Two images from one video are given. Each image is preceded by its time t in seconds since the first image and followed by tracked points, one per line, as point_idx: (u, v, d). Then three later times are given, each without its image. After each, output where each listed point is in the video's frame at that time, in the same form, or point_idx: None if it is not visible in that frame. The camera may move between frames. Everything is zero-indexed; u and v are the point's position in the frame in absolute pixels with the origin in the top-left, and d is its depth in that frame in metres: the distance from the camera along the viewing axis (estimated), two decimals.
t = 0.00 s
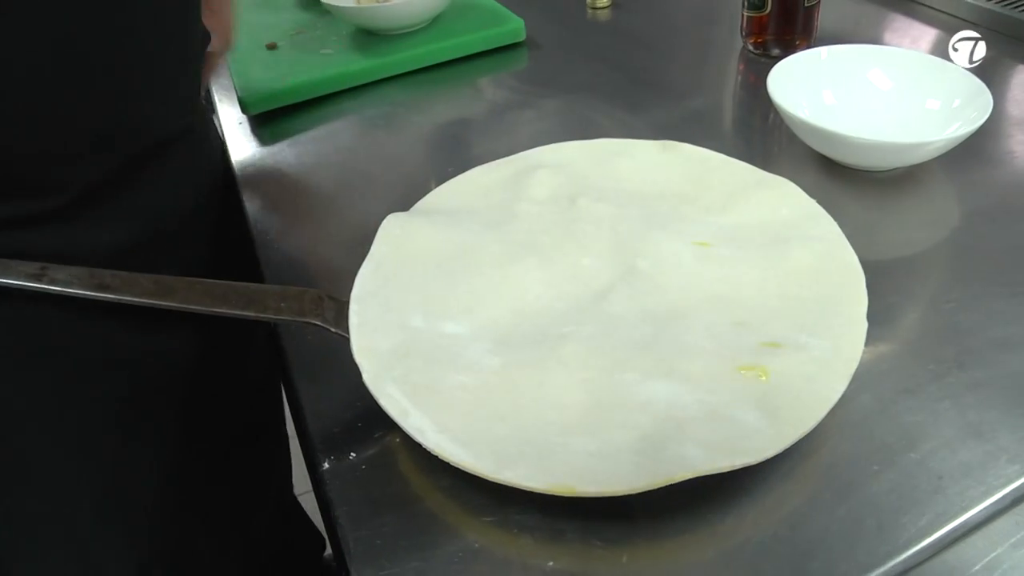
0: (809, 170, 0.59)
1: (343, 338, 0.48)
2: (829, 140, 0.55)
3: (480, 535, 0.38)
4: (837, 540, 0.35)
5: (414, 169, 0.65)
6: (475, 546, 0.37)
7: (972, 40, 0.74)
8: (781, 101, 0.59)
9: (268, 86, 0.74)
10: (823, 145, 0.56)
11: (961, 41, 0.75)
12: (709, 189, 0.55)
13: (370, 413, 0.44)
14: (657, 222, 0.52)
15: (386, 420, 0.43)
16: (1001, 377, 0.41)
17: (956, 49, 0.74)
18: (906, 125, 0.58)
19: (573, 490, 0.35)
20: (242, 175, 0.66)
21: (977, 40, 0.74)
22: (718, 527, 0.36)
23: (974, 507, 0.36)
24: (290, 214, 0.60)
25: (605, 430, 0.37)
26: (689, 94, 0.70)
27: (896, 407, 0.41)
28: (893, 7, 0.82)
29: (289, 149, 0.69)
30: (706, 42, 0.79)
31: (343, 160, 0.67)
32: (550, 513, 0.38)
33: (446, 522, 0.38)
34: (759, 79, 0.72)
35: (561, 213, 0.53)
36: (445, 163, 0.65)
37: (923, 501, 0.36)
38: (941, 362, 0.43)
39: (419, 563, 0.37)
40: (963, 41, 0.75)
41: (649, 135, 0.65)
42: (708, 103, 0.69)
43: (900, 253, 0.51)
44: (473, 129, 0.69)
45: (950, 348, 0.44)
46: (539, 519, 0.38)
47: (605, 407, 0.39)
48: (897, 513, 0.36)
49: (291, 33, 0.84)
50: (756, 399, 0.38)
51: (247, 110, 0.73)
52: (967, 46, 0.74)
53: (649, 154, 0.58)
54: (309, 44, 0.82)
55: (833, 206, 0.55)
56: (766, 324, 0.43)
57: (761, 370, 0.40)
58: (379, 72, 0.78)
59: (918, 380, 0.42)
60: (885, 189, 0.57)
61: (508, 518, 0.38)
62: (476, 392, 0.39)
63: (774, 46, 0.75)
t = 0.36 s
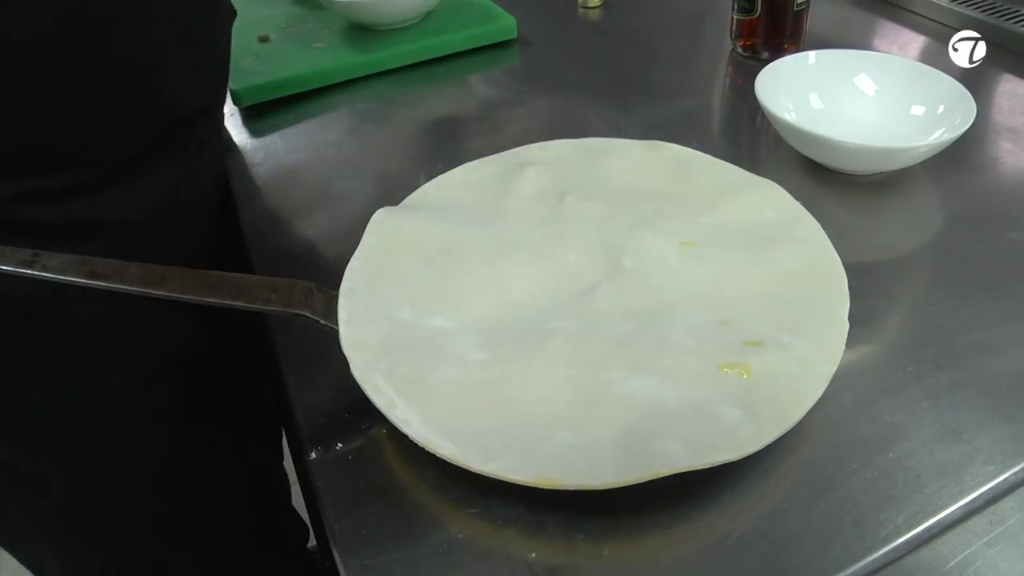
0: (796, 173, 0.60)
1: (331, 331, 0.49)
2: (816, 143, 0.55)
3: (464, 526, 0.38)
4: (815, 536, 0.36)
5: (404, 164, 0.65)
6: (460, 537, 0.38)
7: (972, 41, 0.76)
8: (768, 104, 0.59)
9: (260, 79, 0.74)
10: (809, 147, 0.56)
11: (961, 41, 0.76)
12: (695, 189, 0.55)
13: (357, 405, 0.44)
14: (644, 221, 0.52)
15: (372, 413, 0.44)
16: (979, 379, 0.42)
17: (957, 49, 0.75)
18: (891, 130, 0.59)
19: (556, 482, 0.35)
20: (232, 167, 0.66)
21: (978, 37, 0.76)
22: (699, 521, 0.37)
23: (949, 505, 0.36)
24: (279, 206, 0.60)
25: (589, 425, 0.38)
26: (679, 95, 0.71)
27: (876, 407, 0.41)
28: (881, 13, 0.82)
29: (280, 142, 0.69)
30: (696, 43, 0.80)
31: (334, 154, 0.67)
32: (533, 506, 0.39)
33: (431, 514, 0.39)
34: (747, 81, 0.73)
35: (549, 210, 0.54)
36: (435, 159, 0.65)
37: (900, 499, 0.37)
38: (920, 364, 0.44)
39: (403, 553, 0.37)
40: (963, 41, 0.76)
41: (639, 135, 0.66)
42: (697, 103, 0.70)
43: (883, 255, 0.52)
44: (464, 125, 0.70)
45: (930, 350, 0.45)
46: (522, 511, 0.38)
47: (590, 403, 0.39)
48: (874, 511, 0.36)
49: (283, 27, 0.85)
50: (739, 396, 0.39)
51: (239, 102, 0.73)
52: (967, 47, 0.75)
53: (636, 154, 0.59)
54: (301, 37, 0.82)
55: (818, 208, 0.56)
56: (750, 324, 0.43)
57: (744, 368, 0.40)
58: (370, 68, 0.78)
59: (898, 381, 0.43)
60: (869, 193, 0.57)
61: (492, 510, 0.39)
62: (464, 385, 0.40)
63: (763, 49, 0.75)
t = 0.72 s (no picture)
0: (789, 160, 0.60)
1: (327, 316, 0.49)
2: (809, 129, 0.56)
3: (459, 506, 0.39)
4: (807, 515, 0.36)
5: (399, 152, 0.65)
6: (456, 517, 0.38)
7: (972, 40, 0.75)
8: (762, 91, 0.60)
9: (254, 66, 0.74)
10: (802, 134, 0.57)
11: (961, 41, 0.75)
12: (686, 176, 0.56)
13: (353, 388, 0.45)
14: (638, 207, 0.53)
15: (370, 395, 0.44)
16: (968, 362, 0.43)
17: (957, 49, 0.74)
18: (883, 117, 0.59)
19: (551, 461, 0.36)
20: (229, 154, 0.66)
21: (976, 40, 0.75)
22: (692, 500, 0.38)
23: (940, 483, 0.37)
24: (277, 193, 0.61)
25: (586, 406, 0.38)
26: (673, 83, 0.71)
27: (867, 388, 0.42)
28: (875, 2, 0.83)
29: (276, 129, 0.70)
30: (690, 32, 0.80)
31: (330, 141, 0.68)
32: (527, 486, 0.39)
33: (428, 494, 0.39)
34: (741, 70, 0.73)
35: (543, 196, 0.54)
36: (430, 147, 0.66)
37: (891, 478, 0.37)
38: (911, 347, 0.44)
39: (400, 532, 0.38)
40: (964, 41, 0.75)
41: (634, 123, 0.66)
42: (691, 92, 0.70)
43: (875, 241, 0.52)
44: (459, 113, 0.70)
45: (920, 334, 0.45)
46: (517, 491, 0.39)
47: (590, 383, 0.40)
48: (866, 490, 0.37)
49: (278, 14, 0.85)
50: (736, 378, 0.39)
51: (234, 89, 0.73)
52: (967, 47, 0.74)
53: (628, 140, 0.60)
54: (295, 25, 0.82)
55: (813, 196, 0.56)
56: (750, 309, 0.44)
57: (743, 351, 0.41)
58: (365, 56, 0.78)
59: (889, 363, 0.43)
60: (861, 180, 0.58)
61: (487, 490, 0.39)
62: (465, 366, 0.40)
63: (755, 37, 0.76)
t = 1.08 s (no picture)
0: (786, 150, 0.61)
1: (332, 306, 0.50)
2: (806, 120, 0.56)
3: (462, 486, 0.39)
4: (802, 496, 0.37)
5: (401, 142, 0.66)
6: (458, 497, 0.39)
7: (972, 41, 0.74)
8: (760, 82, 0.60)
9: (257, 57, 0.75)
10: (799, 124, 0.58)
11: (961, 41, 0.75)
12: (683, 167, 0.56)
13: (357, 373, 0.46)
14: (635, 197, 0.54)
15: (375, 380, 0.45)
16: (961, 346, 0.44)
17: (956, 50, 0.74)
18: (879, 107, 0.60)
19: (555, 442, 0.37)
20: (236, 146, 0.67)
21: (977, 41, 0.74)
22: (691, 481, 0.38)
23: (932, 465, 0.38)
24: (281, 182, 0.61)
25: (589, 391, 0.39)
26: (671, 75, 0.72)
27: (861, 371, 0.43)
28: None
29: (280, 120, 0.71)
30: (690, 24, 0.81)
31: (333, 131, 0.68)
32: (529, 467, 0.40)
33: (431, 475, 0.40)
34: (739, 62, 0.74)
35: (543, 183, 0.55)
36: (432, 137, 0.66)
37: (884, 459, 0.38)
38: (906, 332, 0.45)
39: (404, 513, 0.38)
40: (964, 42, 0.75)
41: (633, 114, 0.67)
42: (690, 83, 0.71)
43: (871, 230, 0.53)
44: (460, 104, 0.71)
45: (915, 319, 0.46)
46: (519, 473, 0.40)
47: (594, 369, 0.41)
48: (860, 471, 0.38)
49: (281, 6, 0.85)
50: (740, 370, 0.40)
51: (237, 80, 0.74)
52: (967, 47, 0.74)
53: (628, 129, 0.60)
54: (298, 17, 0.83)
55: (812, 186, 0.57)
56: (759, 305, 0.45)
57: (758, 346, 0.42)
58: (366, 48, 0.79)
59: (883, 348, 0.44)
60: (858, 170, 0.58)
61: (488, 471, 0.40)
62: (470, 351, 0.41)
63: (753, 30, 0.76)
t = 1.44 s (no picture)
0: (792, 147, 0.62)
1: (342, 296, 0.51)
2: (812, 118, 0.57)
3: (470, 473, 0.40)
4: (804, 484, 0.38)
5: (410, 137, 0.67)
6: (467, 483, 0.40)
7: (972, 40, 0.75)
8: (766, 80, 0.61)
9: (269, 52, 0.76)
10: (805, 122, 0.58)
11: (961, 41, 0.76)
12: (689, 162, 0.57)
13: (369, 361, 0.46)
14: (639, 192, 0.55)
15: (387, 368, 0.46)
16: (961, 341, 0.45)
17: (956, 49, 0.75)
18: (884, 106, 0.61)
19: (565, 427, 0.37)
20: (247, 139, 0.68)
21: (978, 39, 0.76)
22: (694, 470, 0.39)
23: (932, 456, 0.38)
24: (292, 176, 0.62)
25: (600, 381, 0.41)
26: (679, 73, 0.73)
27: (864, 364, 0.44)
28: None
29: (291, 115, 0.71)
30: (697, 23, 0.82)
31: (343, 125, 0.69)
32: (537, 455, 0.41)
33: (443, 461, 0.41)
34: (745, 61, 0.75)
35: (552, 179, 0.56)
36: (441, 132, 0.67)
37: (885, 449, 0.39)
38: (908, 326, 0.46)
39: (414, 498, 0.39)
40: (964, 41, 0.76)
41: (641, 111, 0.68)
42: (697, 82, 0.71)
43: (875, 226, 0.54)
44: (469, 100, 0.72)
45: (917, 314, 0.47)
46: (527, 460, 0.41)
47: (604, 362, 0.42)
48: (861, 461, 0.39)
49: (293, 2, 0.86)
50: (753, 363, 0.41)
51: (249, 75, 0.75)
52: (967, 46, 0.75)
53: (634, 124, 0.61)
54: (309, 12, 0.84)
55: (817, 183, 0.58)
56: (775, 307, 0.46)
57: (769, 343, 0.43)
58: (378, 44, 0.80)
59: (886, 342, 0.45)
60: (862, 168, 0.59)
61: (498, 458, 0.41)
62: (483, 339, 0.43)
63: (760, 29, 0.77)
